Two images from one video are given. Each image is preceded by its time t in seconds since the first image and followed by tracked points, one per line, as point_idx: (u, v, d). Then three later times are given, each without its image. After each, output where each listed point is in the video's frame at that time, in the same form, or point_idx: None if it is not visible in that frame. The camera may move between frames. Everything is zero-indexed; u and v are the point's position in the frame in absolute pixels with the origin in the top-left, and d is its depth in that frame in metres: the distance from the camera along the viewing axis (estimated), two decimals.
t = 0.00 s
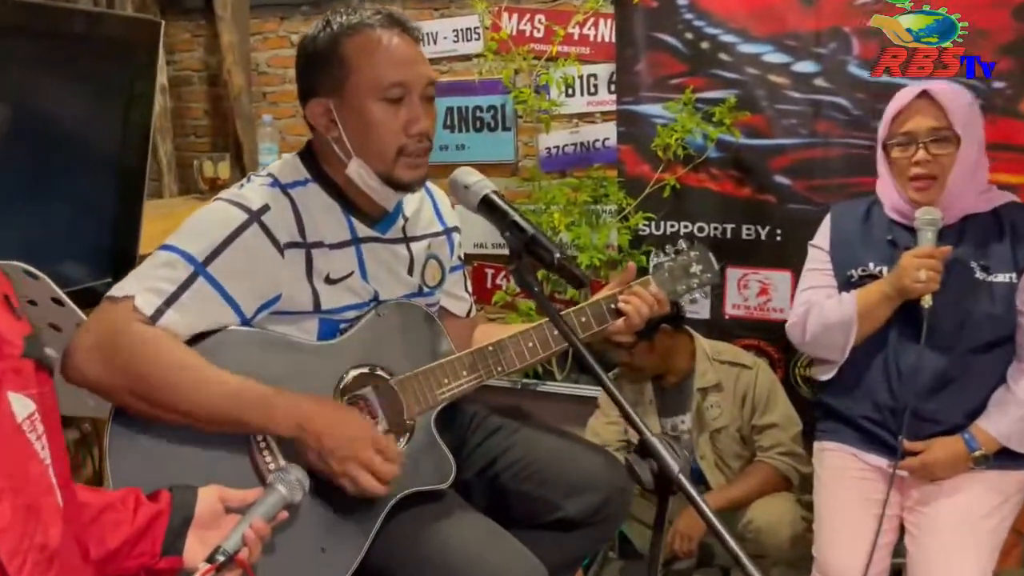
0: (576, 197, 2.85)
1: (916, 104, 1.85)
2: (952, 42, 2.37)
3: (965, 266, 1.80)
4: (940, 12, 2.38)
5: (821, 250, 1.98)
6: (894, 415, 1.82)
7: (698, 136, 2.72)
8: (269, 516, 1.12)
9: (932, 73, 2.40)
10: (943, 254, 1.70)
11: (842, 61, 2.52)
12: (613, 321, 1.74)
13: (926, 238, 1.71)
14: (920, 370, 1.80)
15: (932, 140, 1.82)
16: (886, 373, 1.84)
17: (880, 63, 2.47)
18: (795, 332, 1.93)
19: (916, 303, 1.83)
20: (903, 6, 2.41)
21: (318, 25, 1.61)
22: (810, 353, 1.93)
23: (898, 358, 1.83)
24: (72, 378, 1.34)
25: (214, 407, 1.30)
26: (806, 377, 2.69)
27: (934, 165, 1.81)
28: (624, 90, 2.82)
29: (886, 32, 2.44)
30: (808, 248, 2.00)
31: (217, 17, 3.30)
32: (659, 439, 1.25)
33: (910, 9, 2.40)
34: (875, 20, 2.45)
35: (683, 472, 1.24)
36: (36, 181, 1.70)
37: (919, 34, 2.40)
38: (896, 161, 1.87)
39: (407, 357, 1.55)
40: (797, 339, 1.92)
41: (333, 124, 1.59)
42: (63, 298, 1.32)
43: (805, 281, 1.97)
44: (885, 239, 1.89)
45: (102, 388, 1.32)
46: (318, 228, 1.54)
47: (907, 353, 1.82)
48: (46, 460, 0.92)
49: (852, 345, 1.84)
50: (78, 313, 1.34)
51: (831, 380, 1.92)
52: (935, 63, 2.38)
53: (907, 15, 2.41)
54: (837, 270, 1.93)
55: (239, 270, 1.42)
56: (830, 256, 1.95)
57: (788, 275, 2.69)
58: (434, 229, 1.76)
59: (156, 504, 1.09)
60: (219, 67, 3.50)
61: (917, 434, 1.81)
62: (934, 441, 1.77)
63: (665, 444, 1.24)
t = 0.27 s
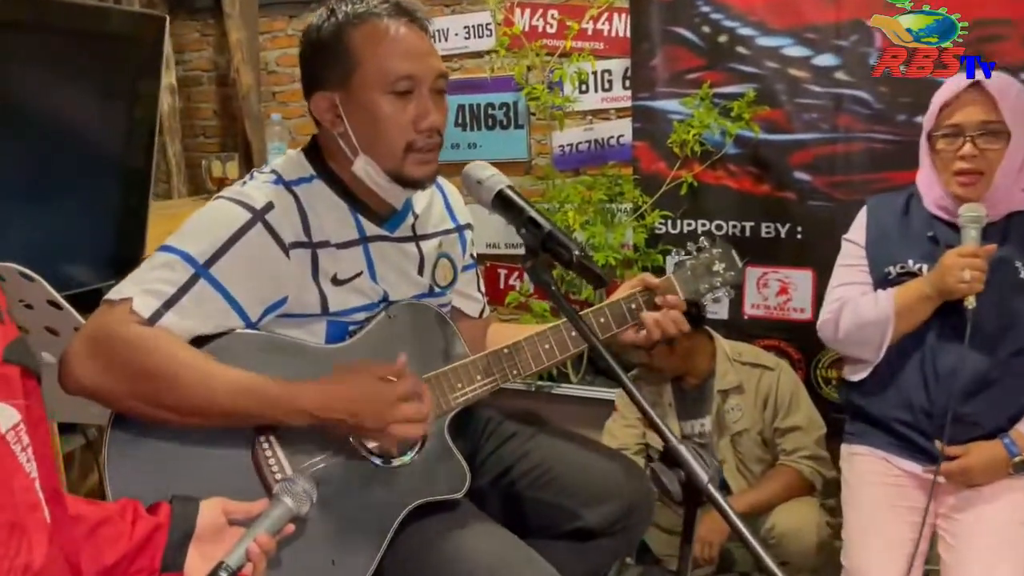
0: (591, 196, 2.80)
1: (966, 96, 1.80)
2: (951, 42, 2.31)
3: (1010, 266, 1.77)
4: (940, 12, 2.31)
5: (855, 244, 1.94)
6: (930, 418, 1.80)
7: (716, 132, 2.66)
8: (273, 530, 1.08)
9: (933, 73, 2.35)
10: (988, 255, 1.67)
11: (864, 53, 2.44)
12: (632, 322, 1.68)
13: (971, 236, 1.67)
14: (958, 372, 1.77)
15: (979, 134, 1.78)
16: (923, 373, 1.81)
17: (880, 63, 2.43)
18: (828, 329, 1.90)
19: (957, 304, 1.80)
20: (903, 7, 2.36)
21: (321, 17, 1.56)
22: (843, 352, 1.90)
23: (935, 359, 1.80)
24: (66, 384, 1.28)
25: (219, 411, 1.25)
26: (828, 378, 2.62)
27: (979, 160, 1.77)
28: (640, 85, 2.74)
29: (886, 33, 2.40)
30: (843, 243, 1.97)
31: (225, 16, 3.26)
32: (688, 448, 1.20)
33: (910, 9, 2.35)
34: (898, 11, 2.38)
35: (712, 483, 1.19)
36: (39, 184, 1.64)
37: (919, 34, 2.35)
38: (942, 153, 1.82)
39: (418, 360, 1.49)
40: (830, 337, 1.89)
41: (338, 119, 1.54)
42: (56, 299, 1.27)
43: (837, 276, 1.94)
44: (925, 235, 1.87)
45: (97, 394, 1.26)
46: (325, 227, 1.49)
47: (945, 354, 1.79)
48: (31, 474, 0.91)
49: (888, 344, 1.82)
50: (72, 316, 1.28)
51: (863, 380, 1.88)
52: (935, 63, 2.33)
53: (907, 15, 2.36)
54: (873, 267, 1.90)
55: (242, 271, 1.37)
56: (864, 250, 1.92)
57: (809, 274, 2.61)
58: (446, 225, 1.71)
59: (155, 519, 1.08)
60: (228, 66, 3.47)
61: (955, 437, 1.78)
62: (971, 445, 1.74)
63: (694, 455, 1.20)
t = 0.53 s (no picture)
0: (605, 194, 2.75)
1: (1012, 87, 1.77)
2: (952, 42, 2.27)
3: None
4: (939, 12, 2.28)
5: (888, 241, 1.91)
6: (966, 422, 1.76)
7: (733, 128, 2.61)
8: (278, 538, 1.05)
9: (933, 73, 2.32)
10: None
11: (884, 46, 2.38)
12: (648, 320, 1.63)
13: (1014, 236, 1.64)
14: (1000, 374, 1.72)
15: None
16: (958, 374, 1.78)
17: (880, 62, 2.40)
18: (859, 329, 1.87)
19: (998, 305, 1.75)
20: (903, 7, 2.33)
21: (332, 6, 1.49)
22: (874, 351, 1.87)
23: (972, 359, 1.76)
24: (65, 392, 1.24)
25: (225, 418, 1.22)
26: (847, 380, 2.56)
27: None
28: (654, 81, 2.70)
29: (886, 33, 2.37)
30: (874, 239, 1.93)
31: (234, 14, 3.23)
32: (715, 457, 1.13)
33: (910, 9, 2.32)
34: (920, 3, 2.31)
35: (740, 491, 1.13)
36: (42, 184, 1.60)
37: (919, 34, 2.32)
38: (985, 145, 1.79)
39: (429, 362, 1.45)
40: (862, 337, 1.87)
41: (350, 117, 1.49)
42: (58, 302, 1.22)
43: (869, 273, 1.91)
44: (961, 231, 1.83)
45: (99, 402, 1.22)
46: (331, 226, 1.45)
47: (983, 354, 1.75)
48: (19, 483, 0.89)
49: (922, 345, 1.79)
50: (74, 320, 1.24)
51: (894, 380, 1.86)
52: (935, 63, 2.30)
53: (907, 15, 2.33)
54: (907, 264, 1.86)
55: (246, 272, 1.33)
56: (898, 247, 1.89)
57: (828, 272, 2.55)
58: (454, 223, 1.66)
59: (155, 527, 1.05)
60: (237, 66, 3.44)
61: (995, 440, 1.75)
62: (1007, 449, 1.72)
63: (722, 465, 1.13)
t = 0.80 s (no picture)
0: (617, 194, 2.71)
1: None
2: (952, 42, 2.26)
3: None
4: (940, 12, 2.27)
5: (911, 237, 1.86)
6: (989, 421, 1.74)
7: (748, 126, 2.56)
8: (282, 547, 1.00)
9: (931, 74, 2.31)
10: None
11: (904, 42, 2.33)
12: (662, 323, 1.58)
13: None
14: None
15: None
16: (986, 376, 1.75)
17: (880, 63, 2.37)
18: (883, 328, 1.85)
19: None
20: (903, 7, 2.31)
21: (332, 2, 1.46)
22: (899, 351, 1.84)
23: (1001, 361, 1.73)
24: (62, 399, 1.21)
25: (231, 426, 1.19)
26: (865, 383, 2.51)
27: None
28: (667, 79, 2.66)
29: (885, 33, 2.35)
30: (896, 236, 1.89)
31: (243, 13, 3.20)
32: (736, 465, 1.10)
33: (910, 9, 2.31)
34: None
35: (763, 500, 1.09)
36: (48, 186, 1.57)
37: (919, 34, 2.30)
38: (1015, 138, 1.74)
39: (438, 367, 1.42)
40: (885, 336, 1.84)
41: (356, 115, 1.46)
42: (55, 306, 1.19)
43: (892, 270, 1.87)
44: (988, 227, 1.78)
45: (100, 410, 1.19)
46: (338, 227, 1.42)
47: (1012, 356, 1.72)
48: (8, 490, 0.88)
49: (948, 343, 1.75)
50: (72, 323, 1.21)
51: (919, 381, 1.82)
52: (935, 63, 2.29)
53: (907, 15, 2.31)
54: (931, 260, 1.82)
55: (250, 274, 1.29)
56: (923, 244, 1.84)
57: (845, 273, 2.50)
58: (464, 222, 1.63)
59: (152, 534, 1.01)
60: (245, 66, 3.41)
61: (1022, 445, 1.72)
62: None
63: (743, 474, 1.09)
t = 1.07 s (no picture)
0: (627, 195, 2.68)
1: None
2: (952, 42, 2.25)
3: None
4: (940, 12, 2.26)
5: (925, 240, 1.84)
6: (1007, 427, 1.71)
7: (760, 127, 2.53)
8: (285, 555, 0.98)
9: (931, 74, 2.30)
10: None
11: (918, 41, 2.29)
12: (674, 325, 1.55)
13: None
14: None
15: None
16: (1004, 379, 1.72)
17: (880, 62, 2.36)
18: (896, 333, 1.81)
19: None
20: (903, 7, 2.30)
21: None
22: (914, 355, 1.80)
23: (1018, 364, 1.71)
24: (62, 403, 1.19)
25: (236, 430, 1.18)
26: (879, 387, 2.48)
27: None
28: (678, 79, 2.63)
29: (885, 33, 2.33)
30: (910, 238, 1.86)
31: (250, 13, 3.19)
32: (754, 473, 1.08)
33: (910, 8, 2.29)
34: None
35: (780, 510, 1.06)
36: (56, 185, 1.55)
37: (918, 34, 2.29)
38: None
39: (446, 370, 1.40)
40: (899, 341, 1.80)
41: (360, 113, 1.44)
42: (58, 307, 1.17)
43: (906, 274, 1.84)
44: (1004, 229, 1.76)
45: (99, 414, 1.17)
46: (343, 227, 1.40)
47: None
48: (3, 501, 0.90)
49: (963, 347, 1.72)
50: (75, 325, 1.19)
51: (935, 386, 1.79)
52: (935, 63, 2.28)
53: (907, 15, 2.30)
54: (946, 263, 1.79)
55: (251, 275, 1.27)
56: (937, 246, 1.81)
57: (859, 275, 2.47)
58: (472, 223, 1.60)
59: (153, 540, 1.01)
60: (253, 67, 3.40)
61: None
62: None
63: (761, 482, 1.07)
